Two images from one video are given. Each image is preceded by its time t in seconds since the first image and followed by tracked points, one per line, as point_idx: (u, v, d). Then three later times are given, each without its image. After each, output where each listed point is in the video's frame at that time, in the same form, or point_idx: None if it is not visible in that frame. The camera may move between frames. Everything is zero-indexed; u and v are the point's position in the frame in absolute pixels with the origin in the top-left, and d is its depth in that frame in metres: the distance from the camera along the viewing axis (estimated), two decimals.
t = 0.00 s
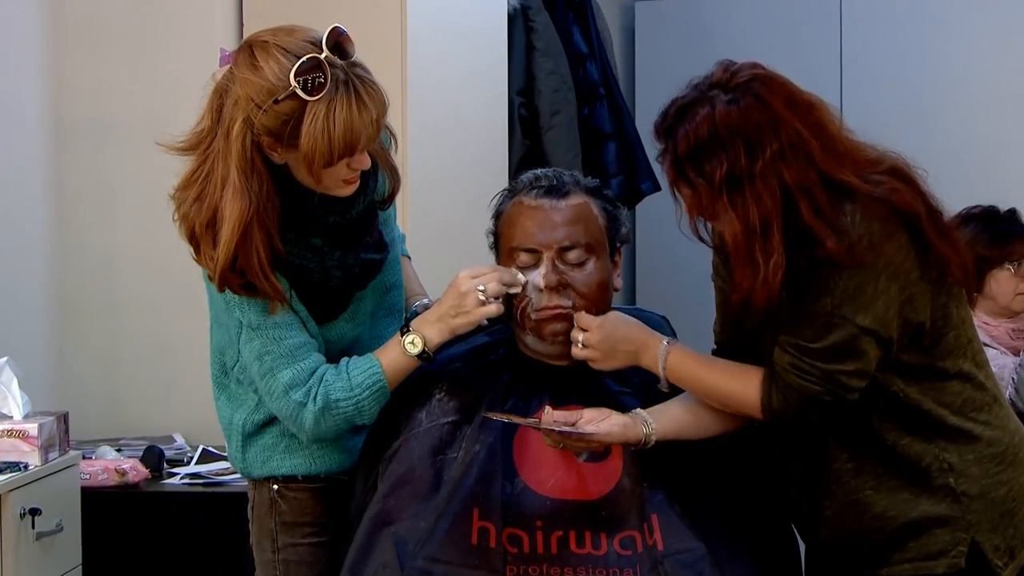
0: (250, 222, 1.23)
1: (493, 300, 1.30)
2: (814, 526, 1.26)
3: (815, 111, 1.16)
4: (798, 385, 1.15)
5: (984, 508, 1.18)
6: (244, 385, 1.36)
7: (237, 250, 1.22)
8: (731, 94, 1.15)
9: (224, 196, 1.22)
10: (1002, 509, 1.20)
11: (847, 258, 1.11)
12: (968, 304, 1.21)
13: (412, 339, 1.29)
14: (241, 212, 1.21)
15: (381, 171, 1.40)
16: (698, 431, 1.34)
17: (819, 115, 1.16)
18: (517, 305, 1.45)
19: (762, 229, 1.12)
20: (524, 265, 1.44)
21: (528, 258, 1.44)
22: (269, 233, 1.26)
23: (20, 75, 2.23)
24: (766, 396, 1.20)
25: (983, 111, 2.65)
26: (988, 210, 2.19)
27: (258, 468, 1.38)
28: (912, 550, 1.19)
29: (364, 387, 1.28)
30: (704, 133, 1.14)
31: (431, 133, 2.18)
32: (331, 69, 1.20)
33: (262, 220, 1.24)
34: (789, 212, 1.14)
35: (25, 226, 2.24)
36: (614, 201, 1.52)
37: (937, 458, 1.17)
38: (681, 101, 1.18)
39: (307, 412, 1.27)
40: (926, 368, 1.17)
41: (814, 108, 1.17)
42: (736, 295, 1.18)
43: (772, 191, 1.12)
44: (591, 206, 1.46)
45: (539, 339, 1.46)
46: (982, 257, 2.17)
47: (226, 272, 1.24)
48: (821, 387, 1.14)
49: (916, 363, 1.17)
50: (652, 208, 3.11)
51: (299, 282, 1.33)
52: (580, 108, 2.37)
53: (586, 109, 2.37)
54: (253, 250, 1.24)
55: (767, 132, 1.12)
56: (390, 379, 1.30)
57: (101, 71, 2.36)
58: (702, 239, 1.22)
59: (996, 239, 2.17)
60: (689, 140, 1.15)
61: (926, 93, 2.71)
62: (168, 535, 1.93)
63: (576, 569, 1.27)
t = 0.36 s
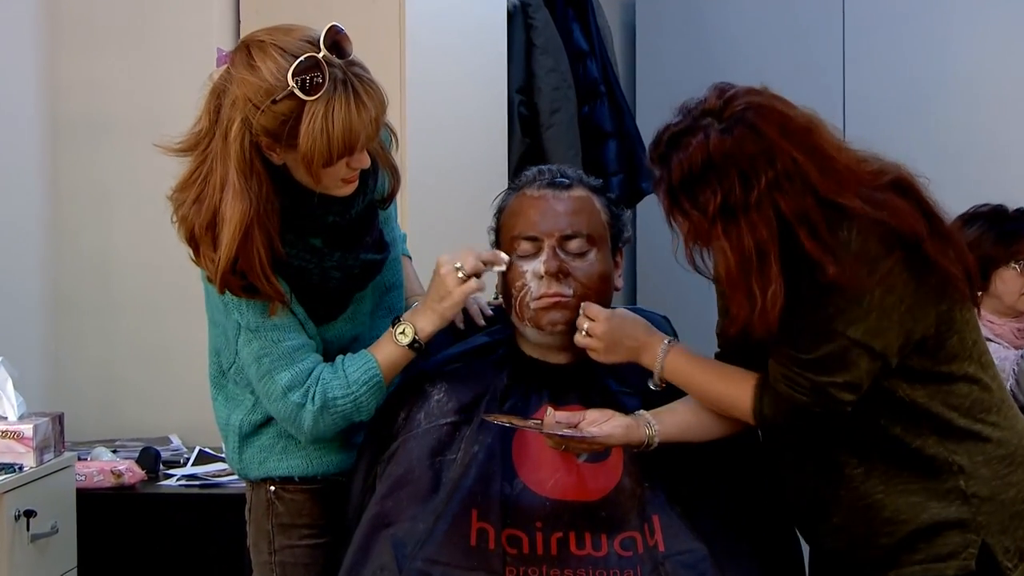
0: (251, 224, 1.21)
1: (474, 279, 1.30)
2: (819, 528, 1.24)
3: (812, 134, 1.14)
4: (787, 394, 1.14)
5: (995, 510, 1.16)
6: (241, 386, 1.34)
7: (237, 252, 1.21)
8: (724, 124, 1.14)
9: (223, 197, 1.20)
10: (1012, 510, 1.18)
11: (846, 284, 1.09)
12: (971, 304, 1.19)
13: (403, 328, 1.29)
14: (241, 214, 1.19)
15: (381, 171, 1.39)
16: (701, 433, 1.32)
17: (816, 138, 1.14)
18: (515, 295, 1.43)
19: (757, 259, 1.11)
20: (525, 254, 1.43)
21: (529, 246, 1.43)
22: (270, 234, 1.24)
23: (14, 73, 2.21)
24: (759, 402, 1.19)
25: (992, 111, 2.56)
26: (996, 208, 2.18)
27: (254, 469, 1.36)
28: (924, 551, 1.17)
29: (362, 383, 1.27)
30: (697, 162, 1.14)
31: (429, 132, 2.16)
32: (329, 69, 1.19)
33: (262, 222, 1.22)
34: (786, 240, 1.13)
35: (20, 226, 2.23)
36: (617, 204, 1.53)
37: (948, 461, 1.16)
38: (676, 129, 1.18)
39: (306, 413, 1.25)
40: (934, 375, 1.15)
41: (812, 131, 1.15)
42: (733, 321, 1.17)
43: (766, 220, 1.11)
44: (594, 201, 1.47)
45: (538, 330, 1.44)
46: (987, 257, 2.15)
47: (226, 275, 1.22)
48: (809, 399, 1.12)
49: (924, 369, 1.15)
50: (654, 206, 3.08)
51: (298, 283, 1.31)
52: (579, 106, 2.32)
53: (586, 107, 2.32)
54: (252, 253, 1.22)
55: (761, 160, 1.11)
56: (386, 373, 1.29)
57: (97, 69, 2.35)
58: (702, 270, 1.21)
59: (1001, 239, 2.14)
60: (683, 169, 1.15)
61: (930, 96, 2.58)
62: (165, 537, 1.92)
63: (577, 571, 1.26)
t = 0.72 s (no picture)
0: (248, 219, 1.19)
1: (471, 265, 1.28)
2: (822, 528, 1.23)
3: (811, 137, 1.12)
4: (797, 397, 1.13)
5: (998, 509, 1.14)
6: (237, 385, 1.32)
7: (235, 247, 1.19)
8: (724, 124, 1.13)
9: (220, 193, 1.19)
10: (1014, 511, 1.15)
11: (843, 291, 1.08)
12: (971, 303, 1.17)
13: (403, 322, 1.27)
14: (238, 209, 1.17)
15: (381, 166, 1.37)
16: (702, 432, 1.31)
17: (817, 142, 1.12)
18: (517, 286, 1.43)
19: (751, 262, 1.10)
20: (528, 245, 1.43)
21: (532, 237, 1.43)
22: (269, 230, 1.23)
23: (10, 70, 2.19)
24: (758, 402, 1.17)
25: (990, 112, 2.55)
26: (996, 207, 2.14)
27: (250, 470, 1.34)
28: (925, 551, 1.15)
29: (362, 379, 1.25)
30: (695, 163, 1.13)
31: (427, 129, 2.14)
32: (326, 62, 1.17)
33: (260, 217, 1.21)
34: (782, 244, 1.11)
35: (15, 223, 2.21)
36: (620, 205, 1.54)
37: (947, 459, 1.14)
38: (676, 128, 1.17)
39: (306, 410, 1.23)
40: (934, 375, 1.14)
41: (813, 133, 1.13)
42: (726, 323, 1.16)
43: (762, 223, 1.09)
44: (598, 198, 1.47)
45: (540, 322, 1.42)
46: (986, 255, 2.13)
47: (224, 271, 1.20)
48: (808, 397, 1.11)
49: (925, 368, 1.13)
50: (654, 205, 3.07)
51: (298, 279, 1.30)
52: (580, 103, 2.31)
53: (586, 104, 2.31)
54: (250, 249, 1.20)
55: (759, 162, 1.10)
56: (388, 369, 1.27)
57: (94, 67, 2.33)
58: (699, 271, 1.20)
59: (1000, 237, 2.11)
60: (681, 169, 1.14)
61: (938, 98, 2.58)
62: (161, 537, 1.90)
63: (577, 570, 1.24)
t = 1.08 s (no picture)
0: (245, 214, 1.17)
1: (485, 259, 1.27)
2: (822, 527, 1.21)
3: (822, 130, 1.11)
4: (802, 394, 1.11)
5: (1000, 507, 1.13)
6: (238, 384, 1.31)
7: (232, 241, 1.17)
8: (734, 119, 1.11)
9: (217, 188, 1.17)
10: (1016, 510, 1.14)
11: (856, 285, 1.07)
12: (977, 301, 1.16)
13: (408, 314, 1.25)
14: (235, 204, 1.16)
15: (381, 162, 1.36)
16: (703, 430, 1.30)
17: (827, 136, 1.11)
18: (517, 285, 1.41)
19: (764, 258, 1.08)
20: (529, 243, 1.42)
21: (533, 235, 1.42)
22: (267, 226, 1.21)
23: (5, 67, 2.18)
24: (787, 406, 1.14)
25: (993, 109, 2.53)
26: (996, 205, 2.12)
27: (250, 470, 1.33)
28: (927, 549, 1.13)
29: (367, 372, 1.23)
30: (706, 159, 1.11)
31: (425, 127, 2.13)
32: (325, 55, 1.15)
33: (257, 212, 1.19)
34: (793, 239, 1.09)
35: (10, 222, 2.19)
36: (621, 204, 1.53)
37: (950, 457, 1.12)
38: (684, 123, 1.15)
39: (310, 405, 1.21)
40: (938, 373, 1.12)
41: (822, 127, 1.11)
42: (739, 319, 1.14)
43: (774, 218, 1.08)
44: (599, 196, 1.46)
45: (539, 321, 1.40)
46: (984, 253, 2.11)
47: (221, 266, 1.18)
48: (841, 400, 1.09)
49: (930, 367, 1.12)
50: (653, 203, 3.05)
51: (298, 275, 1.29)
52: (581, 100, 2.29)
53: (586, 100, 2.29)
54: (247, 245, 1.18)
55: (770, 157, 1.08)
56: (392, 363, 1.25)
57: (90, 64, 2.32)
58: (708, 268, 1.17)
59: (998, 235, 2.09)
60: (692, 165, 1.12)
61: (942, 96, 2.56)
62: (157, 537, 1.89)
63: (578, 570, 1.22)
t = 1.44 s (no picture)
0: (242, 207, 1.16)
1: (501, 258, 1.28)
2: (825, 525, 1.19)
3: (833, 125, 1.09)
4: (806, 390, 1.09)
5: (1003, 504, 1.11)
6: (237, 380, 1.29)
7: (228, 234, 1.15)
8: (747, 115, 1.09)
9: (214, 180, 1.15)
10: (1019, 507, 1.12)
11: (870, 280, 1.05)
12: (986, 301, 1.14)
13: (412, 306, 1.23)
14: (231, 196, 1.14)
15: (380, 155, 1.34)
16: (705, 426, 1.28)
17: (839, 131, 1.09)
18: (518, 280, 1.39)
19: (778, 256, 1.06)
20: (532, 238, 1.40)
21: (536, 230, 1.40)
22: (263, 219, 1.19)
23: None
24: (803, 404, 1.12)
25: (998, 104, 2.50)
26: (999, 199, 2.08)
27: (250, 466, 1.30)
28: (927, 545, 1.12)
29: (368, 364, 1.20)
30: (719, 156, 1.09)
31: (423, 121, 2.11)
32: (325, 46, 1.14)
33: (254, 204, 1.17)
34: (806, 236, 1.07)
35: (5, 217, 2.17)
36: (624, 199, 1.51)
37: (952, 453, 1.11)
38: (694, 120, 1.13)
39: (311, 398, 1.18)
40: (944, 370, 1.11)
41: (834, 123, 1.10)
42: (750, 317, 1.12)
43: (790, 216, 1.06)
44: (603, 191, 1.44)
45: (541, 316, 1.39)
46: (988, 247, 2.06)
47: (217, 259, 1.17)
48: (865, 397, 1.07)
49: (935, 363, 1.10)
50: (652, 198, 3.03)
51: (297, 267, 1.27)
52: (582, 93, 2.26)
53: (587, 94, 2.26)
54: (245, 240, 1.17)
55: (783, 154, 1.07)
56: (396, 357, 1.22)
57: (84, 56, 2.30)
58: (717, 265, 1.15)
59: (1002, 230, 2.04)
60: (704, 162, 1.10)
61: (945, 88, 2.54)
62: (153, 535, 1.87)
63: (578, 568, 1.20)
